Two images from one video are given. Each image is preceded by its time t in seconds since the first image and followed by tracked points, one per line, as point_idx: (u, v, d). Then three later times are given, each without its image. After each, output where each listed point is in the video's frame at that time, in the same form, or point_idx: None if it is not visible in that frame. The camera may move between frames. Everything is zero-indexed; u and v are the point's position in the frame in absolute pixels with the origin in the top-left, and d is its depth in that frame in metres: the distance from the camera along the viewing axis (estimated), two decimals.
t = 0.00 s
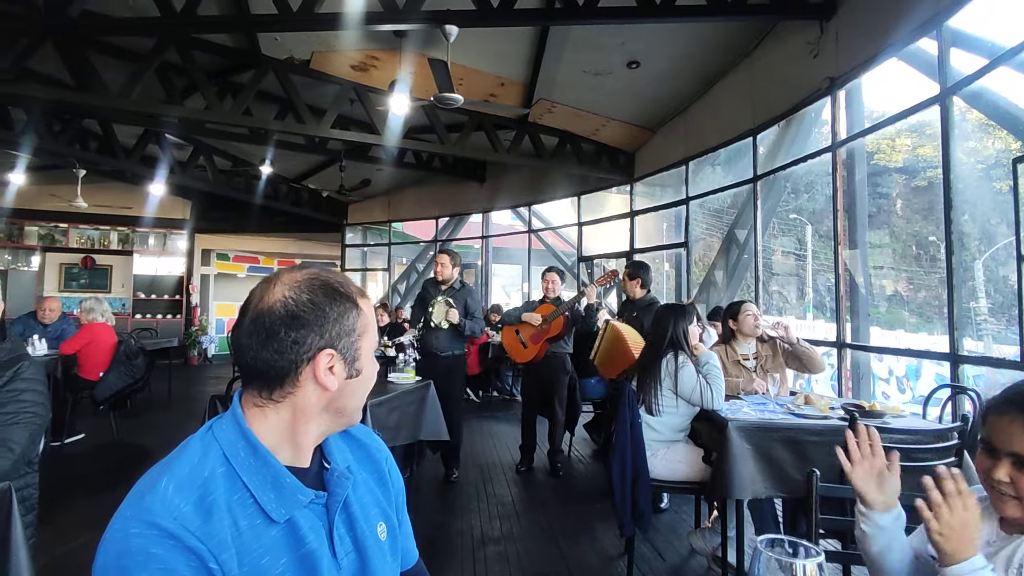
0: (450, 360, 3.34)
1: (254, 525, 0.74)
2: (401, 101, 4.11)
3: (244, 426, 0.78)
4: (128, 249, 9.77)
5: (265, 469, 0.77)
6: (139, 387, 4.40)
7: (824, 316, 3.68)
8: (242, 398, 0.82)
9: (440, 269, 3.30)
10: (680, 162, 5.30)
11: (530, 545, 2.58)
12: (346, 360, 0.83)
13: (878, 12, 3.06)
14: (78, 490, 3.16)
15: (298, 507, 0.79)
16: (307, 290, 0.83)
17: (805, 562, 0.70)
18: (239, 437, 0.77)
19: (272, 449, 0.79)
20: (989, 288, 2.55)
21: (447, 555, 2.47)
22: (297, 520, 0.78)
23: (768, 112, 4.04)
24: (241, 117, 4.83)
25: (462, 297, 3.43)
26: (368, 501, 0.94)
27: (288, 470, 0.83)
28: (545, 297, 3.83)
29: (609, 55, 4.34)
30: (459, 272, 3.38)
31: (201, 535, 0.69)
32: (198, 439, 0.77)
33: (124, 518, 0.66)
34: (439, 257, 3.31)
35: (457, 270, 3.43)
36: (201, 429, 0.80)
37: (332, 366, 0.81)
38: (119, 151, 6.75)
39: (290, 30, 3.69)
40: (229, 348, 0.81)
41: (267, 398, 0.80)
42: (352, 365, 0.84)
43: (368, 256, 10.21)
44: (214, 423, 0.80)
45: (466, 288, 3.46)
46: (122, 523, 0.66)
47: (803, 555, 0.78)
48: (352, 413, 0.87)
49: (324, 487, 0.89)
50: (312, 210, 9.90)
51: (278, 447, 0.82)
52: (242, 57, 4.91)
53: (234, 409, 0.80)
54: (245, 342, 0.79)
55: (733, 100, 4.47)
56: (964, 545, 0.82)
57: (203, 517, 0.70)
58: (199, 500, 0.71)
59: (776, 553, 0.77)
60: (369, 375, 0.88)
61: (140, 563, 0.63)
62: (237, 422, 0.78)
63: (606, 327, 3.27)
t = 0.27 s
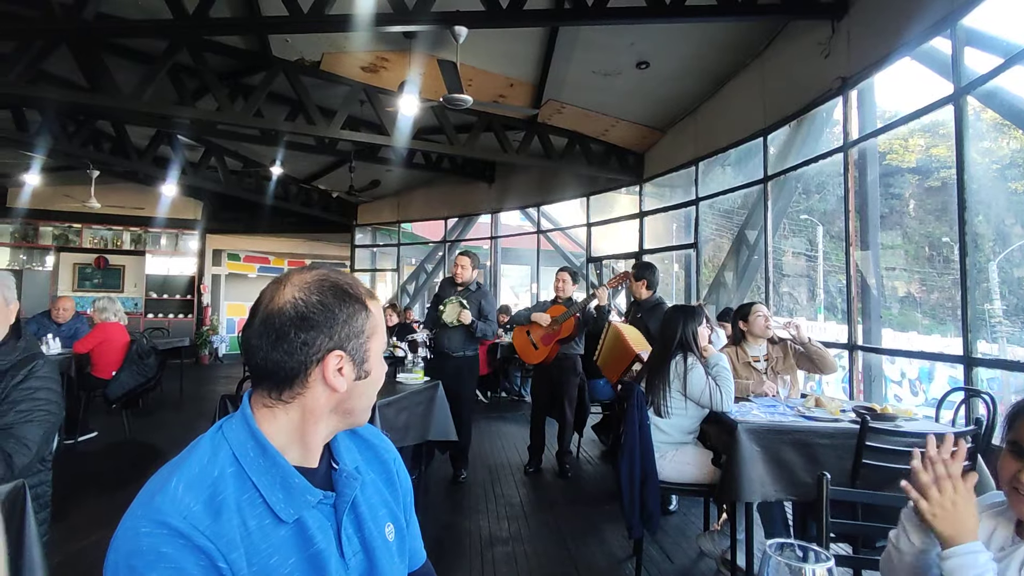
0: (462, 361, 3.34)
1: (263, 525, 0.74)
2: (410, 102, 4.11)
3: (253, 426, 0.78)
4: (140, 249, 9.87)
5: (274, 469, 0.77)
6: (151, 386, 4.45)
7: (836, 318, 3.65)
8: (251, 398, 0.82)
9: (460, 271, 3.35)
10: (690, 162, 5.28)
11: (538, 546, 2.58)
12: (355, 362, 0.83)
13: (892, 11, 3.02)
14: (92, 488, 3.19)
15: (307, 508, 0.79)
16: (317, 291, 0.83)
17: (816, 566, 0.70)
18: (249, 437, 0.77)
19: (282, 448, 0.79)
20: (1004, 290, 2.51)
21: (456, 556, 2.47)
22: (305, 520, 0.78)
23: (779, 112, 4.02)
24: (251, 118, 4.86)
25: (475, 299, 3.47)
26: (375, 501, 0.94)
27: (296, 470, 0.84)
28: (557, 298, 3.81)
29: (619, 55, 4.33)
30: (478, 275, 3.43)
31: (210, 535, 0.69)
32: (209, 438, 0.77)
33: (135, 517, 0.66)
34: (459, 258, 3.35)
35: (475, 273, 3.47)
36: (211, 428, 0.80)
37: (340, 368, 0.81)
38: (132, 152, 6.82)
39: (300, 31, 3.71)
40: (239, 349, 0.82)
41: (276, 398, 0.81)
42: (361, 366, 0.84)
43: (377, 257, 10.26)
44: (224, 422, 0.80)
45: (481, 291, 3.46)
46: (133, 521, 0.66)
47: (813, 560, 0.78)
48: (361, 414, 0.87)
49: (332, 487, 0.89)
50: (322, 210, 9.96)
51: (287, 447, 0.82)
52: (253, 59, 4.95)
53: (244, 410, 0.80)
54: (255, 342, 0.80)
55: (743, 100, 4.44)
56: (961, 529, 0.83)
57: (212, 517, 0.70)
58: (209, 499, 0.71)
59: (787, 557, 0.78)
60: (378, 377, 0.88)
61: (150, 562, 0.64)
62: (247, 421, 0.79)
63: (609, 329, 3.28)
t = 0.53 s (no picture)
0: (472, 360, 3.35)
1: (275, 521, 0.74)
2: (419, 101, 4.13)
3: (265, 424, 0.79)
4: (151, 247, 9.96)
5: (285, 466, 0.77)
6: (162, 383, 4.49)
7: (845, 318, 3.63)
8: (262, 396, 0.83)
9: (474, 272, 3.36)
10: (699, 162, 5.26)
11: (545, 545, 2.58)
12: (365, 361, 0.84)
13: (903, 9, 3.00)
14: (104, 483, 3.23)
15: (317, 505, 0.79)
16: (328, 290, 0.83)
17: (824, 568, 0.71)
18: (260, 434, 0.77)
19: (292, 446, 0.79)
20: (1017, 290, 2.49)
21: (463, 554, 2.48)
22: (316, 517, 0.78)
23: (788, 111, 4.00)
24: (261, 118, 4.89)
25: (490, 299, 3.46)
26: (384, 499, 0.94)
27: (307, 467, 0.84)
28: (566, 297, 3.82)
29: (627, 54, 4.32)
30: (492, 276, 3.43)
31: (222, 530, 0.69)
32: (220, 436, 0.77)
33: (149, 513, 0.67)
34: (474, 259, 3.37)
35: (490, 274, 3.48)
36: (222, 426, 0.80)
37: (351, 367, 0.82)
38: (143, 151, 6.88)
39: (309, 31, 3.73)
40: (251, 347, 0.82)
41: (287, 396, 0.81)
42: (371, 365, 0.85)
43: (385, 255, 10.30)
44: (235, 421, 0.80)
45: (494, 292, 3.46)
46: (146, 517, 0.67)
47: (822, 561, 0.79)
48: (370, 412, 0.87)
49: (342, 484, 0.90)
50: (330, 209, 10.01)
51: (297, 444, 0.82)
52: (263, 59, 4.98)
53: (255, 408, 0.81)
54: (266, 341, 0.81)
55: (752, 99, 4.42)
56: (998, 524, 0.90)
57: (224, 513, 0.70)
58: (221, 496, 0.71)
59: (796, 558, 0.79)
60: (387, 376, 0.89)
61: (165, 557, 0.64)
62: (258, 419, 0.79)
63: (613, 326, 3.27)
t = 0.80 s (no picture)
0: (480, 359, 3.34)
1: (282, 519, 0.74)
2: (427, 100, 4.13)
3: (272, 421, 0.78)
4: (161, 245, 10.02)
5: (293, 464, 0.76)
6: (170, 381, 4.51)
7: (854, 319, 3.60)
8: (270, 394, 0.82)
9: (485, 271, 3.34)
10: (707, 161, 5.24)
11: (552, 545, 2.58)
12: (373, 359, 0.84)
13: (915, 7, 2.97)
14: (114, 480, 3.25)
15: (324, 503, 0.78)
16: (336, 289, 0.83)
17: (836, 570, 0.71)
18: (268, 431, 0.77)
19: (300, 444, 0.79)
20: None
21: (470, 553, 2.48)
22: (323, 515, 0.77)
23: (798, 111, 3.97)
24: (269, 116, 4.90)
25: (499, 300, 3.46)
26: (391, 498, 0.93)
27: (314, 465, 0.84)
28: (574, 296, 3.82)
29: (636, 53, 4.30)
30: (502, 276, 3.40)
31: (230, 528, 0.68)
32: (228, 433, 0.77)
33: (157, 510, 0.66)
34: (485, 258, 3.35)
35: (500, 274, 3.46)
36: (230, 424, 0.80)
37: (359, 365, 0.82)
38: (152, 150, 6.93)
39: (317, 30, 3.74)
40: (259, 345, 0.82)
41: (295, 394, 0.81)
42: (379, 364, 0.85)
43: (392, 254, 10.32)
44: (243, 419, 0.80)
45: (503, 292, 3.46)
46: (154, 515, 0.66)
47: (832, 563, 0.79)
48: (378, 409, 0.87)
49: (349, 483, 0.89)
50: (338, 208, 10.04)
51: (305, 443, 0.82)
52: (272, 58, 5.00)
53: (263, 406, 0.80)
54: (275, 338, 0.80)
55: (762, 98, 4.39)
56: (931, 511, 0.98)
57: (232, 511, 0.70)
58: (228, 493, 0.71)
59: (806, 560, 0.79)
60: (395, 375, 0.88)
61: (173, 554, 0.64)
62: (265, 417, 0.79)
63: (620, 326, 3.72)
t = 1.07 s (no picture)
0: (488, 359, 3.34)
1: (292, 519, 0.73)
2: (434, 99, 4.13)
3: (283, 420, 0.78)
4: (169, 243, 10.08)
5: (303, 464, 0.76)
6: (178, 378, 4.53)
7: (863, 320, 3.58)
8: (281, 393, 0.82)
9: (491, 269, 3.34)
10: (715, 160, 5.21)
11: (559, 545, 2.57)
12: (384, 359, 0.83)
13: (927, 6, 2.94)
14: (124, 476, 3.27)
15: (334, 503, 0.78)
16: (347, 287, 0.83)
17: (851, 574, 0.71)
18: (278, 431, 0.77)
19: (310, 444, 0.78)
20: None
21: (476, 552, 2.48)
22: (333, 515, 0.77)
23: (807, 109, 3.94)
24: (276, 115, 4.92)
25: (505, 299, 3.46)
26: (401, 498, 0.93)
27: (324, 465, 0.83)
28: (583, 296, 3.81)
29: (644, 52, 4.29)
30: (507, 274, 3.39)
31: (240, 528, 0.68)
32: (238, 432, 0.76)
33: (168, 510, 0.66)
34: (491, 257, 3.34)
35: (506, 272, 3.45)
36: (240, 423, 0.79)
37: (370, 365, 0.82)
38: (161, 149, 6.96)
39: (324, 29, 3.74)
40: (271, 343, 0.82)
41: (306, 393, 0.81)
42: (390, 363, 0.84)
43: (399, 253, 10.34)
44: (253, 417, 0.80)
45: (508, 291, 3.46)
46: (164, 515, 0.66)
47: (846, 567, 0.78)
48: (388, 409, 0.87)
49: (359, 483, 0.88)
50: (344, 207, 10.07)
51: (315, 443, 0.82)
52: (280, 57, 5.01)
53: (273, 404, 0.80)
54: (286, 337, 0.80)
55: (771, 97, 4.37)
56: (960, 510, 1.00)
57: (242, 511, 0.69)
58: (238, 493, 0.70)
59: (820, 564, 0.78)
60: (406, 374, 0.88)
61: (183, 554, 0.64)
62: (276, 416, 0.78)
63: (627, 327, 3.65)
